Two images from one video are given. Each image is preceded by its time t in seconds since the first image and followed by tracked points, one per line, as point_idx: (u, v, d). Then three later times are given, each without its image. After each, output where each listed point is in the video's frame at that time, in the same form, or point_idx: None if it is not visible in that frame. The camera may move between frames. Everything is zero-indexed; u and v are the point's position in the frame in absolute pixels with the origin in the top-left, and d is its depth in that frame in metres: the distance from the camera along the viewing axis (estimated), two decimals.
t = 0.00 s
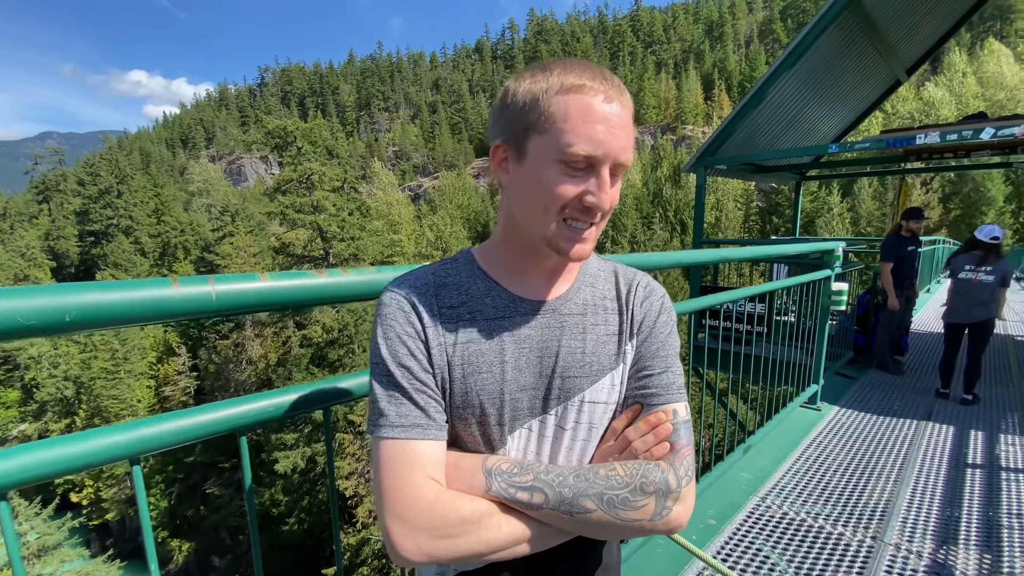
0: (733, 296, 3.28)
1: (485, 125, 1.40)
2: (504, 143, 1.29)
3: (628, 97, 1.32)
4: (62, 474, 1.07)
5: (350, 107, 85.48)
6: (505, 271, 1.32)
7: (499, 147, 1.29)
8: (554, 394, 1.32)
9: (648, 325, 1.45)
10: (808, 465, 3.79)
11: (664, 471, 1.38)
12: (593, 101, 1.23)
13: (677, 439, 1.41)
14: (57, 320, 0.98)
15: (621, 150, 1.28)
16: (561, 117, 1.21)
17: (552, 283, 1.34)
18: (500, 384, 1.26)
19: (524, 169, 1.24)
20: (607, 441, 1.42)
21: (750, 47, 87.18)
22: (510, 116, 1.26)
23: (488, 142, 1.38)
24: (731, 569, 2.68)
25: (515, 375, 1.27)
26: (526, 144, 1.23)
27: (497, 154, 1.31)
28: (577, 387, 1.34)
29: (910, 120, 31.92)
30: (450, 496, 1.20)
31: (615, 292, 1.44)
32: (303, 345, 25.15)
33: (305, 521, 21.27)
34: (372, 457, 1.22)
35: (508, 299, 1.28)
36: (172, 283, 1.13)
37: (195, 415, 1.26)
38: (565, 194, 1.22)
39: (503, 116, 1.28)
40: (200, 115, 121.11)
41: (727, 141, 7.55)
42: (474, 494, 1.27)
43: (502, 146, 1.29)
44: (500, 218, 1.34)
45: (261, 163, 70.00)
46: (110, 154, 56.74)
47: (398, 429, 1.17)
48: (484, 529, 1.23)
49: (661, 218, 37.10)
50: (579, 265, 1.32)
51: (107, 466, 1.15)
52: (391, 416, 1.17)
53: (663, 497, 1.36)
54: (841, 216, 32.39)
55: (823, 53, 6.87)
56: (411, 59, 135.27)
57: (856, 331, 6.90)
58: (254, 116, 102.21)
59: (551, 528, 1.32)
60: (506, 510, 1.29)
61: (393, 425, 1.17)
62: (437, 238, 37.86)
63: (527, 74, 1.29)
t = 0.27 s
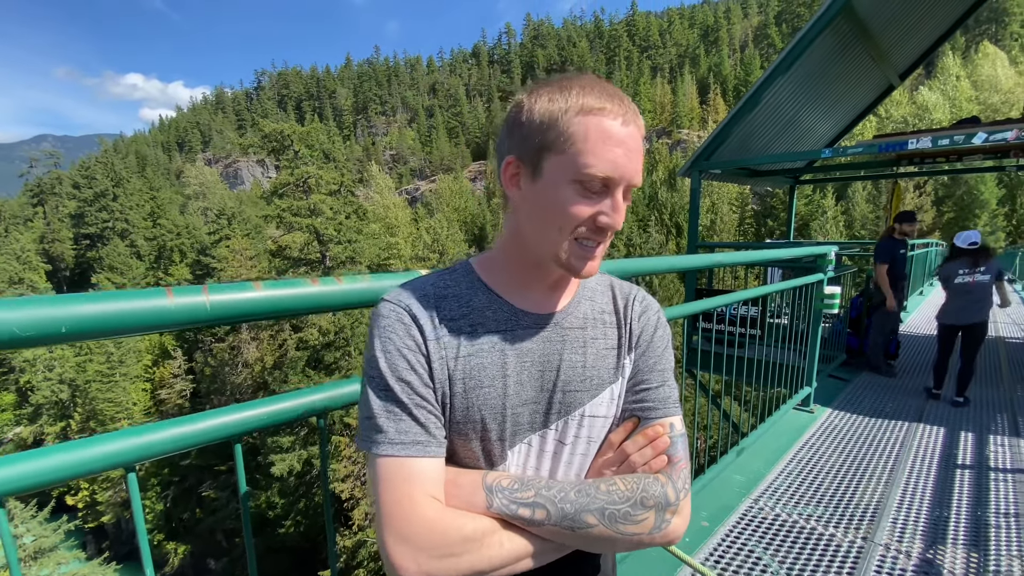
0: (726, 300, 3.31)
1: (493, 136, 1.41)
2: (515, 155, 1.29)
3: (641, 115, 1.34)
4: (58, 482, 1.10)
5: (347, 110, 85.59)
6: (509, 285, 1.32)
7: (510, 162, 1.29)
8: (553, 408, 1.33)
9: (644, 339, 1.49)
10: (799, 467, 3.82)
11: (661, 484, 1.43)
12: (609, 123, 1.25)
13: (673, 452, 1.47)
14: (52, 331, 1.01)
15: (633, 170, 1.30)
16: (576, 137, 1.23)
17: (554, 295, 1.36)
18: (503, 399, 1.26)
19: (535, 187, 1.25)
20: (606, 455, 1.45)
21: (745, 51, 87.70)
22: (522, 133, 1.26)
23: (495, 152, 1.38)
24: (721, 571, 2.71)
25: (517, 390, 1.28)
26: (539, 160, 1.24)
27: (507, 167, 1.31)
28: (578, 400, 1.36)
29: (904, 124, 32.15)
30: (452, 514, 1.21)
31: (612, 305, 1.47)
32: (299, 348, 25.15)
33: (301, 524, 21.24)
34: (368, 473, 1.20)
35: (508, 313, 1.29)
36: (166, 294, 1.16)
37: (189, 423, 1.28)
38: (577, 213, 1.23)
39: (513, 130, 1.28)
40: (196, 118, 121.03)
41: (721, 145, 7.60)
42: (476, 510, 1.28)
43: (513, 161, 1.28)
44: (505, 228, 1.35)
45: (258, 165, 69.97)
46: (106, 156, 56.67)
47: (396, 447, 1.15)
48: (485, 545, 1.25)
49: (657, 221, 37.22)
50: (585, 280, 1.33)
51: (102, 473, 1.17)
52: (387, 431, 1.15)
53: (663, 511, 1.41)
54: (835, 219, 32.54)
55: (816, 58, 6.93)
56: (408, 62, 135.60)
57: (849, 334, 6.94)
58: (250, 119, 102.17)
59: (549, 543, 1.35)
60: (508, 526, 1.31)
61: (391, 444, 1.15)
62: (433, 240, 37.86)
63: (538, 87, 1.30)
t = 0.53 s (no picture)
0: (724, 300, 3.29)
1: (522, 126, 1.38)
2: (546, 148, 1.25)
3: (676, 110, 1.32)
4: (49, 481, 1.07)
5: (343, 111, 85.57)
6: (537, 283, 1.28)
7: (541, 154, 1.25)
8: (580, 413, 1.29)
9: (671, 343, 1.49)
10: (798, 468, 3.81)
11: (698, 490, 1.43)
12: (649, 115, 1.22)
13: (706, 456, 1.47)
14: (39, 328, 0.98)
15: (669, 165, 1.27)
16: (614, 129, 1.20)
17: (582, 295, 1.33)
18: (533, 404, 1.22)
19: (569, 180, 1.22)
20: (637, 460, 1.43)
21: (741, 52, 88.00)
22: (555, 125, 1.23)
23: (525, 143, 1.33)
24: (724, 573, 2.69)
25: (547, 395, 1.23)
26: (574, 152, 1.21)
27: (538, 160, 1.27)
28: (608, 405, 1.33)
29: (900, 125, 32.27)
30: (488, 531, 1.15)
31: (636, 307, 1.46)
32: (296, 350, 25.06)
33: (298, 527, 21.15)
34: (391, 486, 1.10)
35: (538, 314, 1.24)
36: (156, 290, 1.13)
37: (180, 422, 1.26)
38: (614, 208, 1.21)
39: (544, 123, 1.26)
40: (193, 119, 120.79)
41: (718, 146, 7.60)
42: (511, 523, 1.23)
43: (545, 153, 1.24)
44: (532, 221, 1.31)
45: (254, 167, 69.83)
46: (102, 158, 56.53)
47: (423, 455, 1.08)
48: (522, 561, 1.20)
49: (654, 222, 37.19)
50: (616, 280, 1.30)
51: (93, 473, 1.14)
52: (410, 436, 1.08)
53: (702, 519, 1.41)
54: (832, 220, 32.59)
55: (813, 59, 6.93)
56: (405, 63, 135.71)
57: (846, 334, 6.96)
58: (247, 120, 102.07)
59: (586, 557, 1.31)
60: (543, 540, 1.27)
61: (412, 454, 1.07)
62: (430, 241, 37.77)
63: (571, 76, 1.28)
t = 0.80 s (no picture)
0: (721, 303, 3.29)
1: (538, 124, 1.39)
2: (561, 150, 1.25)
3: (696, 114, 1.32)
4: (49, 484, 1.07)
5: (342, 114, 85.67)
6: (552, 288, 1.28)
7: (554, 157, 1.25)
8: (592, 425, 1.28)
9: (681, 352, 1.48)
10: (796, 471, 3.82)
11: (715, 505, 1.44)
12: (667, 118, 1.23)
13: (720, 469, 1.49)
14: (34, 332, 0.97)
15: (686, 170, 1.28)
16: (633, 132, 1.20)
17: (594, 303, 1.32)
18: (548, 416, 1.20)
19: (582, 184, 1.22)
20: (648, 471, 1.43)
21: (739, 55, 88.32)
22: (570, 129, 1.24)
23: (538, 148, 1.34)
24: None
25: (562, 406, 1.21)
26: (589, 156, 1.21)
27: (551, 163, 1.26)
28: (620, 417, 1.32)
29: (897, 128, 32.34)
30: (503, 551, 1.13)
31: (644, 316, 1.46)
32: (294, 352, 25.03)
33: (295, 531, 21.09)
34: (399, 504, 1.09)
35: (552, 321, 1.24)
36: (152, 294, 1.13)
37: (177, 425, 1.25)
38: (629, 212, 1.20)
39: (558, 127, 1.26)
40: (191, 121, 120.70)
41: (715, 148, 7.61)
42: (530, 543, 1.22)
43: (560, 155, 1.24)
44: (545, 225, 1.31)
45: (252, 169, 69.87)
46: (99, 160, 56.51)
47: (436, 475, 1.06)
48: None
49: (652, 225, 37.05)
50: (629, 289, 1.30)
51: (92, 476, 1.14)
52: (419, 451, 1.05)
53: (720, 532, 1.41)
54: (830, 222, 32.68)
55: (811, 62, 6.95)
56: (403, 66, 135.98)
57: (844, 337, 6.94)
58: (245, 123, 102.11)
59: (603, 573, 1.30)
60: (561, 559, 1.25)
61: (419, 471, 1.05)
62: (428, 244, 37.77)
63: (584, 81, 1.29)
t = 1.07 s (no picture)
0: (723, 302, 3.26)
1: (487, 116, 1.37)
2: (499, 136, 1.23)
3: (637, 93, 1.28)
4: (48, 485, 1.05)
5: (342, 115, 85.76)
6: (508, 282, 1.23)
7: (494, 144, 1.24)
8: (560, 425, 1.24)
9: (636, 347, 1.47)
10: (798, 473, 3.80)
11: (679, 498, 1.45)
12: (599, 94, 1.19)
13: (678, 459, 1.51)
14: (30, 331, 0.96)
15: (628, 151, 1.24)
16: (563, 108, 1.17)
17: (551, 299, 1.29)
18: (511, 420, 1.14)
19: (519, 166, 1.19)
20: (611, 470, 1.42)
21: (739, 56, 88.47)
22: (507, 112, 1.21)
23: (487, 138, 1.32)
24: None
25: (525, 408, 1.16)
26: (522, 135, 1.18)
27: (491, 151, 1.25)
28: (584, 414, 1.28)
29: (897, 129, 32.38)
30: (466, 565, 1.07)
31: (600, 312, 1.43)
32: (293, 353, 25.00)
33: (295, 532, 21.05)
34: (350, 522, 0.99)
35: (509, 319, 1.18)
36: (149, 294, 1.11)
37: (177, 426, 1.24)
38: (562, 192, 1.16)
39: (502, 113, 1.23)
40: (191, 122, 120.70)
41: (715, 149, 7.61)
42: (500, 555, 1.17)
43: (498, 140, 1.22)
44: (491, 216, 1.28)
45: (253, 170, 69.86)
46: (100, 161, 56.51)
47: (392, 491, 0.96)
48: None
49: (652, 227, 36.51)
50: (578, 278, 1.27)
51: (89, 478, 1.12)
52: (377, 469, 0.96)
53: (685, 523, 1.42)
54: (831, 223, 32.71)
55: (811, 62, 6.94)
56: (403, 67, 136.18)
57: (846, 338, 6.91)
58: (245, 124, 102.18)
59: None
60: (532, 570, 1.20)
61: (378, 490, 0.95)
62: (428, 245, 37.72)
63: (530, 66, 1.27)
